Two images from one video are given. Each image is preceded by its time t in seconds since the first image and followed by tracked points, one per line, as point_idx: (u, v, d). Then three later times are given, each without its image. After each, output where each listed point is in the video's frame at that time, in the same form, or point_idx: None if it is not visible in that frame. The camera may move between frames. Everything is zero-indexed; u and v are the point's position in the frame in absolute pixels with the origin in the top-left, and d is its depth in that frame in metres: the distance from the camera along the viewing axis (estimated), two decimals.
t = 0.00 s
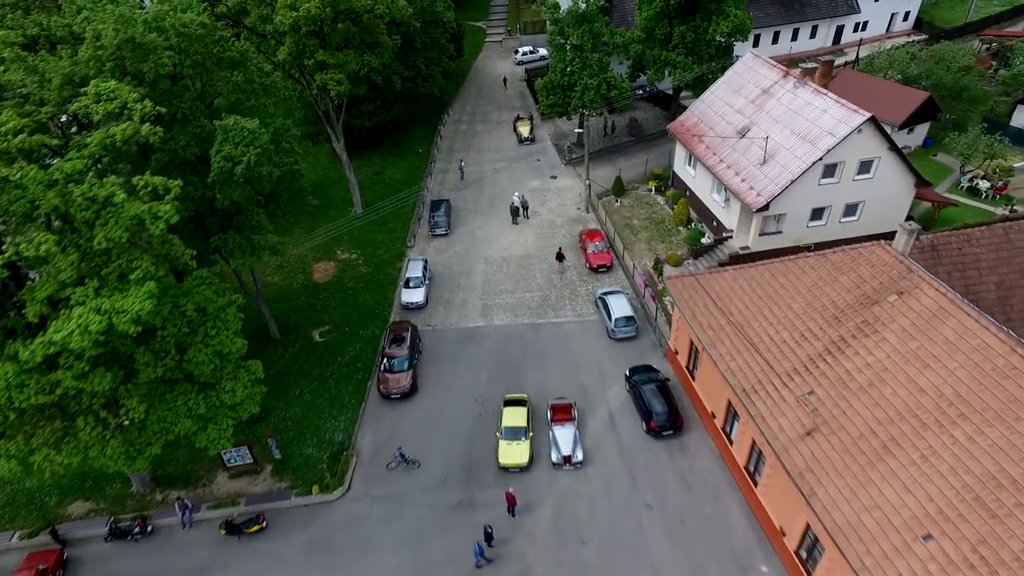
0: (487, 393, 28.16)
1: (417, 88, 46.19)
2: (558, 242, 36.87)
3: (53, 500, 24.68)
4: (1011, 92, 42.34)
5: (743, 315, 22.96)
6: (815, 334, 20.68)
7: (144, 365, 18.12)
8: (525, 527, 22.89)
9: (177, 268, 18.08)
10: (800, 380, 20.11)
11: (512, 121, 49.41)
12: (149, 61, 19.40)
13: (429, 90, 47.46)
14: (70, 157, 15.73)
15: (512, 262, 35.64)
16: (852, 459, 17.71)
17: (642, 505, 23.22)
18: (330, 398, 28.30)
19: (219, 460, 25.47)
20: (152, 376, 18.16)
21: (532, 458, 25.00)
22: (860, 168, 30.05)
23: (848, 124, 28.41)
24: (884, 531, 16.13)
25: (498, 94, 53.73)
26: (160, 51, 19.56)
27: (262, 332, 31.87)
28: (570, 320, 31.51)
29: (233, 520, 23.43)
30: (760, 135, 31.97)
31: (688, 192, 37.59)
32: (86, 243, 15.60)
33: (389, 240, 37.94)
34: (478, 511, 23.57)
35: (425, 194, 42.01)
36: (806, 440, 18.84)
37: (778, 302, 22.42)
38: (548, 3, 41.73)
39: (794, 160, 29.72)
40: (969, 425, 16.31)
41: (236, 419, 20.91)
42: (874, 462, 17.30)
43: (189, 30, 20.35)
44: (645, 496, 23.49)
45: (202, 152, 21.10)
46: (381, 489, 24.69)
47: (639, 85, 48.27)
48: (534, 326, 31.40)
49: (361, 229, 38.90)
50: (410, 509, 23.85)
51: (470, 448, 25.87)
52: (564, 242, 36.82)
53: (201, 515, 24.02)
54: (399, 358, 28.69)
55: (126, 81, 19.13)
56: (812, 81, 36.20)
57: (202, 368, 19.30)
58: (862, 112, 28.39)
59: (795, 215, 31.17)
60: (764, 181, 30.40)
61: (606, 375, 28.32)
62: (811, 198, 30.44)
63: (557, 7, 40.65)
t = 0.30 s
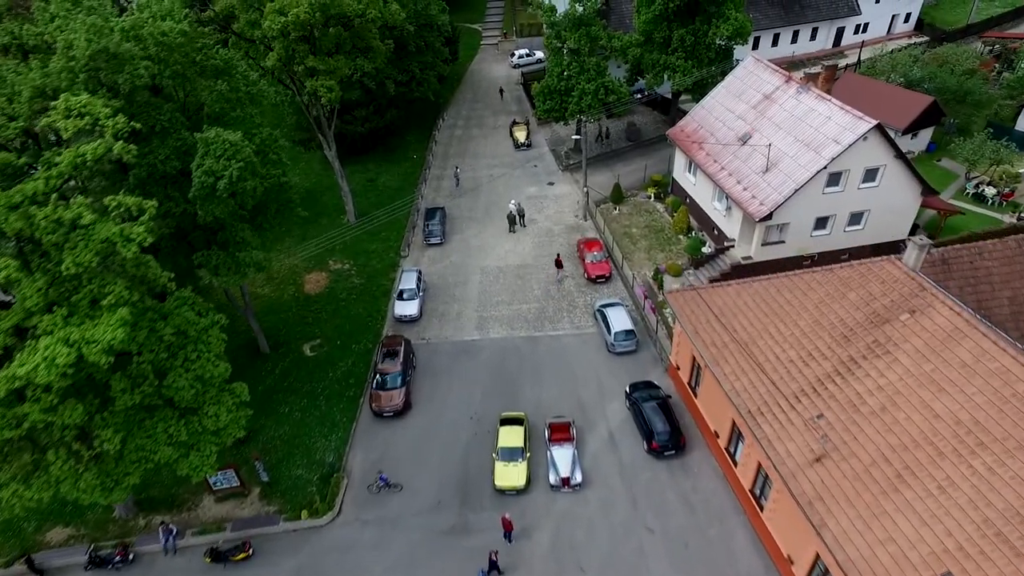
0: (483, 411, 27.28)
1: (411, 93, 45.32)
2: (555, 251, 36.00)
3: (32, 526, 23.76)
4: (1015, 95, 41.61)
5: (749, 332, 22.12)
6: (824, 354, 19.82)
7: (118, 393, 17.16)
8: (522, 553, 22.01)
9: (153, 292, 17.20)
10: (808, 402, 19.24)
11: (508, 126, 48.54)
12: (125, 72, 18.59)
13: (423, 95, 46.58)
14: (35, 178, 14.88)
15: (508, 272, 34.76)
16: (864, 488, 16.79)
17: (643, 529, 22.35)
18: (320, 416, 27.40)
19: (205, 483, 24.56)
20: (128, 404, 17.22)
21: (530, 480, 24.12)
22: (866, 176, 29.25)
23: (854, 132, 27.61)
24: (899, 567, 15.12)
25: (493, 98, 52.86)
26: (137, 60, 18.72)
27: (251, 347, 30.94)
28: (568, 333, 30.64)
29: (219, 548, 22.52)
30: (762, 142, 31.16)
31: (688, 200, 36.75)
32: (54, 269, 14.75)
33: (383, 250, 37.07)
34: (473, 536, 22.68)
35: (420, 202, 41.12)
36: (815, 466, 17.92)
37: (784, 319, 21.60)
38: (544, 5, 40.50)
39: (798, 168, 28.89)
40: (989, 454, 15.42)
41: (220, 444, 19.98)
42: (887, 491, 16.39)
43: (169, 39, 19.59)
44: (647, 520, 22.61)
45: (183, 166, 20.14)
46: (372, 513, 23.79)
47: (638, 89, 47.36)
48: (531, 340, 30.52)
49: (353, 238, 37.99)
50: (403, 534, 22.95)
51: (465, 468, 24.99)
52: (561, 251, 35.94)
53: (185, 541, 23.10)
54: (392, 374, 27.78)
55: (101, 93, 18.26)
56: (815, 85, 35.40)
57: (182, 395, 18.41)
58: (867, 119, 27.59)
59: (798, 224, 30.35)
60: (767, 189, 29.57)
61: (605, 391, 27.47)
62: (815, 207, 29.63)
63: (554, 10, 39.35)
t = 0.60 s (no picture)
0: (481, 429, 26.41)
1: (410, 98, 44.47)
2: (556, 261, 35.10)
3: (14, 551, 22.93)
4: None
5: (758, 353, 21.22)
6: (839, 379, 18.90)
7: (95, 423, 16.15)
8: None
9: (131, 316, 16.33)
10: (822, 430, 18.31)
11: (508, 131, 47.66)
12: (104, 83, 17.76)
13: (422, 99, 45.71)
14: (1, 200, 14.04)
15: (508, 283, 33.88)
16: (882, 524, 15.84)
17: (647, 557, 21.45)
18: (313, 435, 26.54)
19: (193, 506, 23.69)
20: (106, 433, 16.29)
21: (529, 504, 23.23)
22: (877, 187, 28.34)
23: (865, 142, 26.70)
24: None
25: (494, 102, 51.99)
26: (118, 70, 17.93)
27: (243, 362, 30.07)
28: (569, 347, 29.74)
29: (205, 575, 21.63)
30: (769, 151, 30.26)
31: (693, 209, 35.85)
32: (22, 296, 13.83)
33: (380, 259, 36.21)
34: (470, 563, 21.80)
35: (418, 209, 40.26)
36: (830, 499, 17.01)
37: (796, 340, 20.67)
38: (545, 8, 39.46)
39: (807, 179, 27.98)
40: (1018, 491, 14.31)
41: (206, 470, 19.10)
42: (907, 528, 15.43)
43: (151, 47, 18.96)
44: (651, 547, 21.73)
45: (168, 180, 19.58)
46: (366, 538, 22.91)
47: (641, 94, 46.41)
48: (532, 354, 29.63)
49: (350, 247, 37.14)
50: (397, 561, 22.06)
51: (463, 490, 24.13)
52: (562, 262, 35.06)
53: (171, 568, 22.22)
54: (387, 392, 26.88)
55: (79, 106, 17.42)
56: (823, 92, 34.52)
57: (166, 421, 17.50)
58: (879, 129, 26.68)
59: (807, 236, 29.44)
60: (775, 200, 28.66)
61: (608, 410, 26.56)
62: (824, 218, 28.72)
63: (555, 13, 38.47)
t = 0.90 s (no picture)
0: (480, 450, 25.49)
1: (409, 103, 43.59)
2: (557, 273, 34.19)
3: None
4: None
5: (769, 377, 20.27)
6: (856, 407, 17.94)
7: (71, 458, 15.12)
8: None
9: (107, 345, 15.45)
10: (838, 462, 17.34)
11: (509, 136, 46.76)
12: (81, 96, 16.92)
13: (421, 105, 44.84)
14: None
15: (508, 295, 32.98)
16: (903, 566, 14.83)
17: None
18: (306, 455, 25.65)
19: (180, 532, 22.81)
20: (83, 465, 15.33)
21: (529, 531, 22.31)
22: (889, 199, 27.40)
23: (878, 153, 25.74)
24: None
25: (494, 107, 51.09)
26: (96, 82, 17.14)
27: (235, 377, 29.22)
28: (571, 363, 28.82)
29: None
30: (778, 161, 29.32)
31: (698, 219, 34.91)
32: None
33: (377, 270, 35.34)
34: None
35: (417, 218, 39.37)
36: (847, 537, 16.02)
37: (809, 364, 19.71)
38: (546, 13, 38.52)
39: (817, 191, 27.02)
40: None
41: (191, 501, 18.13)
42: (930, 572, 14.41)
43: (132, 57, 18.20)
44: None
45: (151, 196, 18.72)
46: (358, 566, 22.01)
47: (645, 99, 45.44)
48: (532, 371, 28.71)
49: (346, 257, 36.28)
50: None
51: (460, 516, 23.21)
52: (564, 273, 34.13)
53: None
54: (382, 412, 25.95)
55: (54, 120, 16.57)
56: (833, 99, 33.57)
57: (147, 453, 16.60)
58: (893, 139, 25.72)
59: (817, 249, 28.49)
60: (784, 212, 27.70)
61: (611, 430, 25.64)
62: (834, 231, 27.77)
63: (557, 18, 37.51)
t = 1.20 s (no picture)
0: (476, 473, 24.61)
1: (406, 109, 42.75)
2: (557, 285, 33.31)
3: None
4: None
5: (777, 404, 19.37)
6: (870, 439, 17.00)
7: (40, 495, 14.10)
8: None
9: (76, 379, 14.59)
10: (851, 497, 16.37)
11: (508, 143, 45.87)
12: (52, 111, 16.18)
13: (419, 110, 43.98)
14: None
15: (506, 308, 32.10)
16: None
17: None
18: (295, 478, 24.77)
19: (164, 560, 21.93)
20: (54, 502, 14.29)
21: (526, 560, 21.42)
22: (900, 213, 26.52)
23: (889, 166, 24.84)
24: None
25: (494, 112, 50.22)
26: (69, 96, 16.44)
27: (224, 394, 28.35)
28: (570, 381, 27.93)
29: None
30: (784, 172, 28.43)
31: (701, 230, 34.02)
32: None
33: (372, 281, 34.48)
34: None
35: (413, 227, 38.51)
36: None
37: (819, 391, 18.80)
38: (546, 18, 37.60)
39: (825, 204, 26.12)
40: None
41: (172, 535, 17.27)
42: None
43: (109, 70, 17.33)
44: None
45: (129, 215, 17.90)
46: None
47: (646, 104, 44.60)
48: (530, 388, 27.82)
49: (341, 267, 35.40)
50: None
51: (455, 544, 22.33)
52: (564, 285, 33.25)
53: None
54: (375, 433, 25.05)
55: (24, 137, 15.81)
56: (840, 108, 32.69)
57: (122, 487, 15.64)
58: (904, 152, 24.82)
59: (824, 264, 27.59)
60: (790, 225, 26.79)
61: (612, 453, 24.75)
62: (842, 245, 26.88)
63: (556, 23, 36.56)
